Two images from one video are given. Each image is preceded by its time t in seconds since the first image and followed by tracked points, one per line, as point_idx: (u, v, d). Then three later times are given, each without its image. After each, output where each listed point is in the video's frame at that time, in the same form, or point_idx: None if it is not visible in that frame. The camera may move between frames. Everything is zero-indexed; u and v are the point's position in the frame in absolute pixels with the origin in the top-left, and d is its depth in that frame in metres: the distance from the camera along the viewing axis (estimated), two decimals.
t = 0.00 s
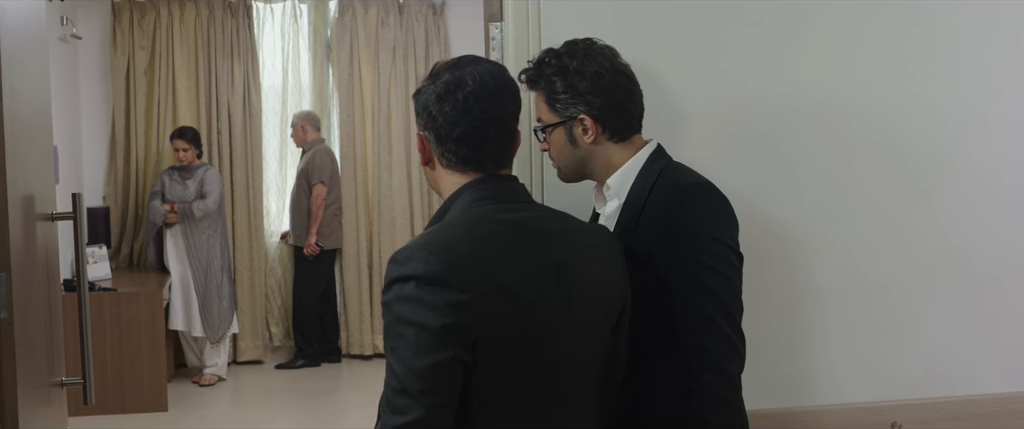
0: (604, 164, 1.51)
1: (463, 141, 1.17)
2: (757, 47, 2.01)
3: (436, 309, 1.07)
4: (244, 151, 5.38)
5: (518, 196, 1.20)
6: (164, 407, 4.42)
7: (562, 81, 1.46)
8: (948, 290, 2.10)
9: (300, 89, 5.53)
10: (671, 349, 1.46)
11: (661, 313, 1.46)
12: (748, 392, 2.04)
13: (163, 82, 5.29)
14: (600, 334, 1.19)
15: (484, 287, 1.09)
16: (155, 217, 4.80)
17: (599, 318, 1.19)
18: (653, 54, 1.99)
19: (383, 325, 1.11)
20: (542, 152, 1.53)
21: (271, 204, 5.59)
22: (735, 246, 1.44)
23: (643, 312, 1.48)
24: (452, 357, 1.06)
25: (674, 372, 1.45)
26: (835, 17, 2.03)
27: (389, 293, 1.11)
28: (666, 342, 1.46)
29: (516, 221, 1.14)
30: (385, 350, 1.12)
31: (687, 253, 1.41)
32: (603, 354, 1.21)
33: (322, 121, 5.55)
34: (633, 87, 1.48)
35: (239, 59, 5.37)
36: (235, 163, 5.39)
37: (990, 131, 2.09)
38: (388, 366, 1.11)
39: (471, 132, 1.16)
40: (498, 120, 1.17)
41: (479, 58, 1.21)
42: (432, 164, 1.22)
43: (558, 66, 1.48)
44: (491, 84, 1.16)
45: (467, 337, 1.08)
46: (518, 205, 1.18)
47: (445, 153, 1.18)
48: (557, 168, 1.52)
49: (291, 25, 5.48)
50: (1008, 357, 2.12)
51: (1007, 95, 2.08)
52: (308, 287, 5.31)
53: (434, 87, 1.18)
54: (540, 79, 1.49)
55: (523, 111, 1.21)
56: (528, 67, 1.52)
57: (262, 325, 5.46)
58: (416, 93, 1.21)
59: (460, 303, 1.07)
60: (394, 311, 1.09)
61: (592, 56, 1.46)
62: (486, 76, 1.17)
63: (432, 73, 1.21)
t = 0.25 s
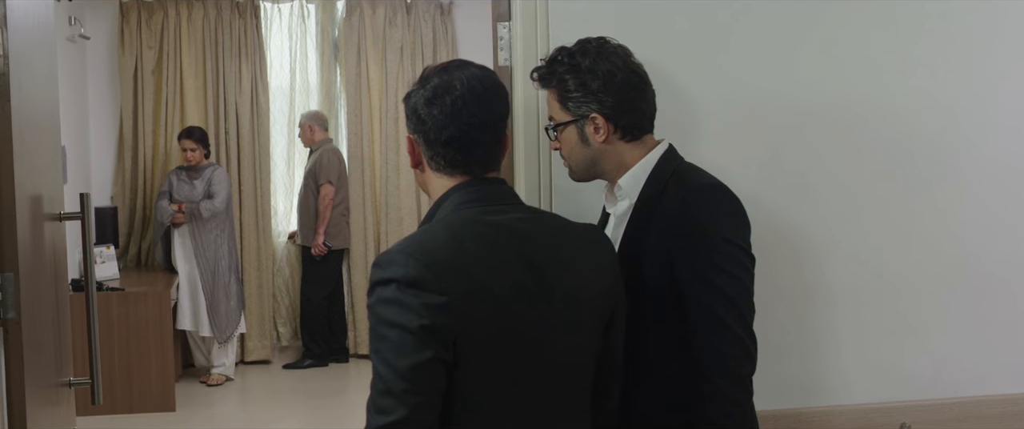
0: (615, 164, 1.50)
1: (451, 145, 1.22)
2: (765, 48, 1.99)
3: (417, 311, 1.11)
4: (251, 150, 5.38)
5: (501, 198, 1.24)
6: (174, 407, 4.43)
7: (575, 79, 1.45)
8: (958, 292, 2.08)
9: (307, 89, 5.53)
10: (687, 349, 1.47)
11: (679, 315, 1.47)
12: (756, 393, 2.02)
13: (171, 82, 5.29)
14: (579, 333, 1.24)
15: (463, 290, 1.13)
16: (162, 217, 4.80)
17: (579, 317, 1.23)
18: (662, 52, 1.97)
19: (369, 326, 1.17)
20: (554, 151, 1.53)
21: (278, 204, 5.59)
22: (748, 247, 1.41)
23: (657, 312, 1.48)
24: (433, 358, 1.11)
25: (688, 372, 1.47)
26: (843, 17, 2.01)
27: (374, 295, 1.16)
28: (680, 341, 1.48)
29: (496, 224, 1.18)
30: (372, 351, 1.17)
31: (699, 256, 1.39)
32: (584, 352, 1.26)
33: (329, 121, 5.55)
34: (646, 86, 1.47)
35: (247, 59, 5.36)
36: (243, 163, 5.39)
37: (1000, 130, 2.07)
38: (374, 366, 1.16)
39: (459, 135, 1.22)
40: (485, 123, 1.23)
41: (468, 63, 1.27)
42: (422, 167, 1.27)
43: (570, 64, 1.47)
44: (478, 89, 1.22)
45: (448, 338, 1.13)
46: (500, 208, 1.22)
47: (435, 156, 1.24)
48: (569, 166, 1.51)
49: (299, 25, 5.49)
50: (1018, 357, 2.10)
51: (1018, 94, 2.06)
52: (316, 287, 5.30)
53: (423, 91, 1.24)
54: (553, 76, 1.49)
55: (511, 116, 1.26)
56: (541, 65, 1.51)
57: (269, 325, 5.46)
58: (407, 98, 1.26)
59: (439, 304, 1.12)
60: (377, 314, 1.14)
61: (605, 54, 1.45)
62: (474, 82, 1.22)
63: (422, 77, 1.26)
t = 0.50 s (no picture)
0: (627, 164, 1.49)
1: (433, 150, 1.23)
2: (773, 47, 1.97)
3: (393, 316, 1.14)
4: (257, 150, 5.38)
5: (486, 199, 1.25)
6: (178, 407, 4.42)
7: (587, 79, 1.45)
8: (966, 293, 2.06)
9: (313, 89, 5.53)
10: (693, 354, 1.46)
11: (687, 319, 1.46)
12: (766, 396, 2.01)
13: (177, 82, 5.29)
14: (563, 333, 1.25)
15: (440, 294, 1.16)
16: (168, 217, 4.80)
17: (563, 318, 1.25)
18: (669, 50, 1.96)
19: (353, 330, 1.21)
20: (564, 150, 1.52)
21: (284, 204, 5.59)
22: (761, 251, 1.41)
23: (663, 315, 1.47)
24: (411, 362, 1.14)
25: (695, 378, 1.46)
26: (851, 16, 1.99)
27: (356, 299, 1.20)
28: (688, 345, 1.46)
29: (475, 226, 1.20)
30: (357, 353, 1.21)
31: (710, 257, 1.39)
32: (569, 351, 1.27)
33: (335, 121, 5.55)
34: (658, 87, 1.47)
35: (253, 59, 5.36)
36: (248, 163, 5.38)
37: (1009, 128, 2.05)
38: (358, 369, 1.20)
39: (442, 140, 1.23)
40: (469, 128, 1.24)
41: (452, 68, 1.27)
42: (407, 171, 1.29)
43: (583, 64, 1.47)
44: (462, 94, 1.23)
45: (424, 342, 1.15)
46: (483, 209, 1.24)
47: (419, 161, 1.25)
48: (579, 166, 1.51)
49: (305, 25, 5.48)
50: None
51: None
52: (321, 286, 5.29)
53: (407, 96, 1.24)
54: (565, 76, 1.48)
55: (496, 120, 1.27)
56: (553, 64, 1.51)
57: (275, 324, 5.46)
58: (391, 102, 1.27)
59: (415, 309, 1.15)
60: (357, 318, 1.18)
61: (617, 54, 1.45)
62: (457, 87, 1.23)
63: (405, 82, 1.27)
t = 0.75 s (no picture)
0: (641, 164, 1.50)
1: (414, 154, 1.33)
2: (781, 52, 2.00)
3: (370, 321, 1.25)
4: (263, 150, 5.38)
5: (461, 206, 1.34)
6: (183, 407, 4.42)
7: (603, 78, 1.47)
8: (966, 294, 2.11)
9: (319, 90, 5.52)
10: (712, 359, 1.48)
11: (706, 325, 1.46)
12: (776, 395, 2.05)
13: (182, 81, 5.29)
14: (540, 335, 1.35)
15: (413, 301, 1.25)
16: (174, 217, 4.79)
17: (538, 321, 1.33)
18: (679, 55, 1.98)
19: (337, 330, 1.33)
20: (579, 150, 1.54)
21: (290, 204, 5.58)
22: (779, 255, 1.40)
23: (682, 322, 1.46)
24: (386, 364, 1.25)
25: (712, 384, 1.48)
26: (858, 23, 2.02)
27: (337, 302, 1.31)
28: (704, 350, 1.48)
29: (446, 234, 1.29)
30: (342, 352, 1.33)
31: (732, 262, 1.37)
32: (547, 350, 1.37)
33: (341, 121, 5.53)
34: (674, 87, 1.48)
35: (259, 58, 5.35)
36: (254, 163, 5.38)
37: (1010, 131, 2.10)
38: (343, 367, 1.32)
39: (422, 144, 1.32)
40: (448, 132, 1.33)
41: (434, 75, 1.36)
42: (391, 174, 1.38)
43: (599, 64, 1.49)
44: (442, 100, 1.32)
45: (398, 343, 1.26)
46: (461, 216, 1.32)
47: (401, 163, 1.35)
48: (593, 165, 1.53)
49: (311, 25, 5.47)
50: None
51: None
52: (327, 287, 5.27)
53: (390, 103, 1.33)
54: (581, 75, 1.50)
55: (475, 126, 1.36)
56: (569, 64, 1.53)
57: (281, 324, 5.45)
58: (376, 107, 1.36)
59: (387, 313, 1.25)
60: (339, 320, 1.29)
61: (634, 54, 1.46)
62: (437, 94, 1.32)
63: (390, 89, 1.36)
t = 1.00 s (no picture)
0: (658, 165, 1.49)
1: (392, 155, 1.34)
2: (789, 51, 1.99)
3: (342, 321, 1.28)
4: (268, 150, 5.38)
5: (438, 205, 1.36)
6: (190, 407, 4.42)
7: (620, 77, 1.45)
8: (977, 297, 2.09)
9: (325, 90, 5.50)
10: (728, 363, 1.46)
11: (723, 330, 1.45)
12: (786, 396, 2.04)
13: (188, 82, 5.29)
14: (516, 336, 1.37)
15: (384, 303, 1.28)
16: (180, 217, 4.79)
17: (512, 323, 1.35)
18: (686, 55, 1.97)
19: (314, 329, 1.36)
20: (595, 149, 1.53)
21: (295, 203, 5.55)
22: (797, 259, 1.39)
23: (698, 327, 1.45)
24: (358, 363, 1.28)
25: (725, 388, 1.46)
26: (868, 23, 2.00)
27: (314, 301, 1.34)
28: (719, 354, 1.46)
29: (419, 235, 1.32)
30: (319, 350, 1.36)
31: (752, 267, 1.35)
32: (524, 351, 1.39)
33: (347, 121, 5.52)
34: (693, 87, 1.46)
35: (264, 58, 5.35)
36: (259, 163, 5.38)
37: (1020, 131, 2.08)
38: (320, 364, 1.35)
39: (399, 145, 1.33)
40: (426, 134, 1.34)
41: (416, 76, 1.37)
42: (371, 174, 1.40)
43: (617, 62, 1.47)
44: (420, 102, 1.33)
45: (370, 343, 1.29)
46: (438, 217, 1.35)
47: (380, 164, 1.36)
48: (609, 164, 1.52)
49: (316, 25, 5.45)
50: None
51: None
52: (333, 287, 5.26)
53: (369, 104, 1.35)
54: (598, 73, 1.49)
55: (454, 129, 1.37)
56: (586, 61, 1.51)
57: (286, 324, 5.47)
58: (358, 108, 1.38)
59: (359, 313, 1.28)
60: (314, 319, 1.33)
61: (652, 53, 1.44)
62: (415, 97, 1.33)
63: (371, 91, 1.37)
